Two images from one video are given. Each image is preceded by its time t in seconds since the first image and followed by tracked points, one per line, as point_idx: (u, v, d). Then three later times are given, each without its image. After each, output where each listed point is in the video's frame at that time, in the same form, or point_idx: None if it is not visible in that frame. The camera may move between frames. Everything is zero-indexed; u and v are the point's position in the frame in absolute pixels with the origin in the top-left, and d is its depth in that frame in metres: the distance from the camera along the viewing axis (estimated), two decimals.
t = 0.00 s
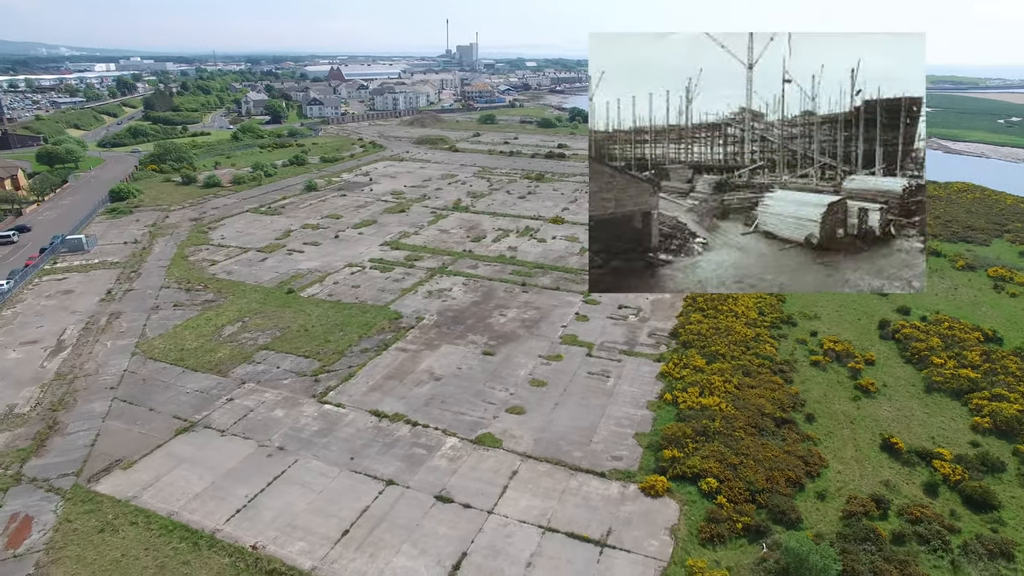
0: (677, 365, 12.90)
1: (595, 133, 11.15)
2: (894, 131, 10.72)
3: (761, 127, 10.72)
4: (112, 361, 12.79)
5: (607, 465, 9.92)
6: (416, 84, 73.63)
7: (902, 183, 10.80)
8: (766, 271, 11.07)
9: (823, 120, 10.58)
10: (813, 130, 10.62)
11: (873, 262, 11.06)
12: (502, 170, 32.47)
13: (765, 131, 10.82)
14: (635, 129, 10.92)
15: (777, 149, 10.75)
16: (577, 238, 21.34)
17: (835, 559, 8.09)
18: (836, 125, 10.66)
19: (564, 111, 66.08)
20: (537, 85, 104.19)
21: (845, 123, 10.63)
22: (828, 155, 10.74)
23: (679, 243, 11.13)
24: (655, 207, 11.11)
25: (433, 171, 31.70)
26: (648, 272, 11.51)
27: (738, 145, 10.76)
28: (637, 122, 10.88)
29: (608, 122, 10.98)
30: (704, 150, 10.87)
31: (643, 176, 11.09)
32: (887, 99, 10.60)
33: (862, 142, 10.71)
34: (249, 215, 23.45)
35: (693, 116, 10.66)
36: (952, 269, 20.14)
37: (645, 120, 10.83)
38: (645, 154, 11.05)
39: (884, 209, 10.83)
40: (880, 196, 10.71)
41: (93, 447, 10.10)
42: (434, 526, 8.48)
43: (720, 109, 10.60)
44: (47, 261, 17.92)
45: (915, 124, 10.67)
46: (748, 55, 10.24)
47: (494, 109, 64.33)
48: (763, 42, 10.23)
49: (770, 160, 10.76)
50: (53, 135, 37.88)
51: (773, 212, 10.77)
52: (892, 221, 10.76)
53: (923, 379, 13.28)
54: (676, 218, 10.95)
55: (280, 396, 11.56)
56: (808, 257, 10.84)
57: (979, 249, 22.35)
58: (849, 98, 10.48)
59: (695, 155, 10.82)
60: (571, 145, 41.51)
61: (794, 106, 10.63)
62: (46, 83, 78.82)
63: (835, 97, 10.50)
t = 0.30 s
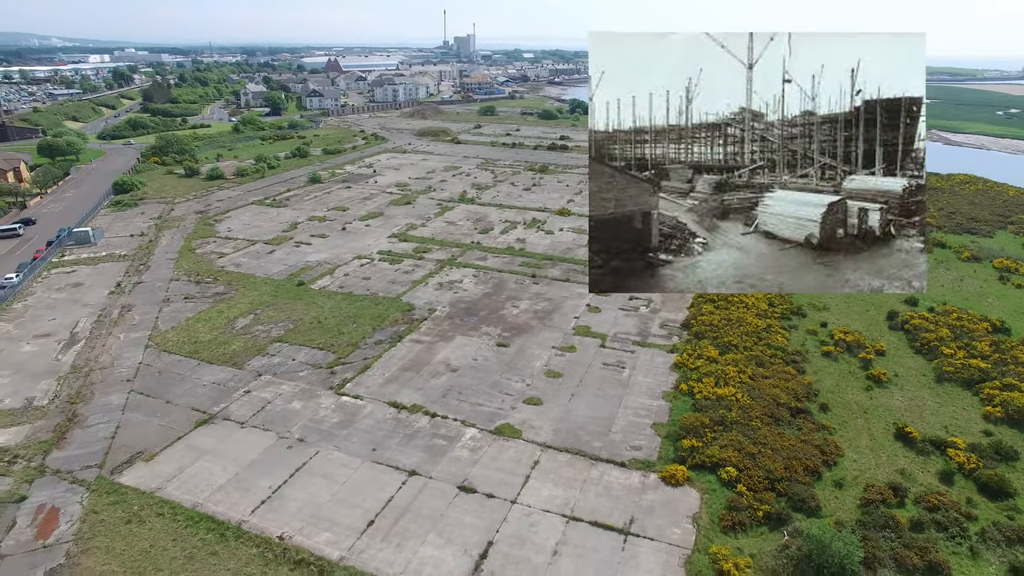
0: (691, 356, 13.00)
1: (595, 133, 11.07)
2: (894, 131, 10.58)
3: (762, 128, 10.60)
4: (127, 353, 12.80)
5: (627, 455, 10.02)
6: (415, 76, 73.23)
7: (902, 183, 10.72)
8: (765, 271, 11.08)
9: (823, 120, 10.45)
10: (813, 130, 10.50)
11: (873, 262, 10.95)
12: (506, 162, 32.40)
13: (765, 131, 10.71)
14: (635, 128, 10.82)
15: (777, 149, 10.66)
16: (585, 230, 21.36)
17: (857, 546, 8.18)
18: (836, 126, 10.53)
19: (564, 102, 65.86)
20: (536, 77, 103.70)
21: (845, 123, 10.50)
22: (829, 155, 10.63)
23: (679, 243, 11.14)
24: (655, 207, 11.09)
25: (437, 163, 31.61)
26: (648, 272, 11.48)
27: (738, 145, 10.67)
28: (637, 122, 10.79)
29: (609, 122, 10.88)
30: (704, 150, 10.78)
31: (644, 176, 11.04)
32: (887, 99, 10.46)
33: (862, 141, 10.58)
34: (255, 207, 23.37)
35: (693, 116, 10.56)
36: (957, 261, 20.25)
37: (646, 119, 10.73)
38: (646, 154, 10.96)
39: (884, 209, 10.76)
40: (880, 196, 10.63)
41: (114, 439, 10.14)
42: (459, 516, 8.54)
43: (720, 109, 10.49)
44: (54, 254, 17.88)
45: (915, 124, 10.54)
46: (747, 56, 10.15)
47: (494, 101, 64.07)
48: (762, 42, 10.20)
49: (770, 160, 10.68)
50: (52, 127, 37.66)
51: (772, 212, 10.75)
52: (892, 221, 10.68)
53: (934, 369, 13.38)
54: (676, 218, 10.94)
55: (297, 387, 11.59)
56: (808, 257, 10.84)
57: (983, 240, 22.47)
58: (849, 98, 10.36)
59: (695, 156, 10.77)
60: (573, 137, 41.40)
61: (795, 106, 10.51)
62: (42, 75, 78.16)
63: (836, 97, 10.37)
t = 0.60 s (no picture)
0: (705, 347, 13.07)
1: (595, 133, 10.56)
2: (894, 130, 10.18)
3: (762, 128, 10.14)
4: (141, 347, 12.79)
5: (646, 446, 10.09)
6: (414, 68, 72.92)
7: (902, 183, 10.34)
8: (765, 271, 10.69)
9: (823, 120, 10.03)
10: (813, 130, 10.08)
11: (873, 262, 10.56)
12: (509, 155, 32.35)
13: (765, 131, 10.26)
14: (635, 128, 10.34)
15: (777, 149, 10.23)
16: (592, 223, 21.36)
17: (879, 535, 8.26)
18: (836, 126, 10.10)
19: (564, 95, 65.75)
20: (534, 70, 103.32)
21: (845, 123, 10.07)
22: (828, 154, 10.21)
23: (679, 243, 10.75)
24: (655, 207, 10.66)
25: (440, 156, 31.53)
26: (648, 272, 11.10)
27: (738, 145, 10.22)
28: (637, 122, 10.33)
29: (609, 122, 10.42)
30: (704, 150, 10.32)
31: (644, 176, 10.57)
32: (887, 99, 10.07)
33: (862, 142, 10.17)
34: (260, 200, 23.30)
35: (693, 116, 10.11)
36: (963, 253, 20.33)
37: (647, 119, 10.28)
38: (646, 154, 10.49)
39: (883, 209, 10.39)
40: (880, 197, 10.25)
41: (133, 432, 10.15)
42: (483, 507, 8.60)
43: (719, 108, 10.04)
44: (62, 248, 17.82)
45: (916, 124, 10.15)
46: (747, 55, 9.70)
47: (493, 94, 63.88)
48: (762, 42, 9.75)
49: (770, 160, 10.25)
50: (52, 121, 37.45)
51: (773, 213, 10.34)
52: (892, 221, 10.32)
53: (945, 361, 13.47)
54: (676, 218, 10.52)
55: (314, 380, 11.61)
56: (808, 257, 10.46)
57: (988, 232, 22.58)
58: (849, 98, 9.96)
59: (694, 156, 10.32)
60: (575, 130, 41.34)
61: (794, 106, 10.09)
62: (36, 68, 77.48)
63: (835, 96, 9.94)
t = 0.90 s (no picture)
0: (719, 338, 13.14)
1: (595, 133, 10.28)
2: (894, 131, 9.83)
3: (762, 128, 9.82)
4: (155, 339, 12.79)
5: (665, 436, 10.16)
6: (414, 60, 72.46)
7: (902, 183, 9.98)
8: (765, 271, 10.27)
9: (823, 120, 9.72)
10: (813, 130, 9.78)
11: (874, 263, 10.14)
12: (513, 148, 32.23)
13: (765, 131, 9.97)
14: (635, 128, 10.04)
15: (777, 149, 9.94)
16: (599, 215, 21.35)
17: (899, 522, 8.35)
18: (836, 126, 9.77)
19: (564, 87, 65.52)
20: (533, 61, 102.70)
21: (845, 123, 9.74)
22: (828, 155, 9.90)
23: (679, 243, 10.34)
24: (655, 207, 10.28)
25: (444, 148, 31.40)
26: (648, 272, 10.63)
27: (739, 145, 9.92)
28: (637, 122, 10.02)
29: (609, 122, 10.10)
30: (704, 150, 10.03)
31: (644, 176, 10.25)
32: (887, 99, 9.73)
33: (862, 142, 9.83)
34: (266, 193, 23.20)
35: (693, 116, 9.81)
36: (969, 245, 20.40)
37: (646, 119, 9.97)
38: (646, 154, 10.18)
39: (883, 209, 10.02)
40: (880, 196, 9.89)
41: (153, 424, 10.17)
42: (507, 497, 8.66)
43: (720, 108, 9.75)
44: (69, 241, 17.76)
45: (916, 124, 9.74)
46: (747, 55, 9.52)
47: (493, 86, 63.59)
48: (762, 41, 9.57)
49: (770, 160, 9.95)
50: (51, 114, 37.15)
51: (773, 212, 10.00)
52: (892, 221, 9.93)
53: (956, 351, 13.56)
54: (676, 218, 10.18)
55: (332, 372, 11.63)
56: (808, 257, 10.07)
57: (993, 224, 22.67)
58: (850, 98, 9.62)
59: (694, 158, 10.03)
60: (577, 122, 41.22)
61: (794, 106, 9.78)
62: (30, 60, 76.62)
63: (835, 96, 9.63)
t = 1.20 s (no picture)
0: (732, 329, 13.21)
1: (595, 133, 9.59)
2: (893, 131, 9.27)
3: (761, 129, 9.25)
4: (169, 332, 12.77)
5: (683, 425, 10.23)
6: (413, 51, 71.99)
7: (902, 183, 9.40)
8: (765, 271, 9.76)
9: (823, 120, 9.20)
10: (813, 130, 9.26)
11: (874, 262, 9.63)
12: (517, 139, 32.16)
13: (764, 131, 9.43)
14: (635, 128, 9.43)
15: (777, 149, 9.40)
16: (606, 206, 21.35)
17: (920, 510, 8.42)
18: (836, 126, 9.25)
19: (564, 78, 65.30)
20: (532, 52, 102.20)
21: (845, 123, 9.21)
22: (828, 155, 9.37)
23: (679, 243, 9.72)
24: (655, 207, 9.66)
25: (447, 140, 31.31)
26: (648, 272, 9.99)
27: (738, 145, 9.38)
28: (637, 123, 9.42)
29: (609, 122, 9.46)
30: (704, 150, 9.47)
31: (644, 176, 9.60)
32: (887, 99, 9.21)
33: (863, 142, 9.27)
34: (271, 185, 23.11)
35: (693, 116, 9.26)
36: (975, 236, 20.47)
37: (646, 119, 9.37)
38: (646, 153, 9.55)
39: (883, 209, 9.47)
40: (880, 196, 9.33)
41: (173, 417, 10.18)
42: (531, 487, 8.72)
43: (720, 108, 9.21)
44: (77, 234, 17.69)
45: (916, 124, 9.18)
46: (747, 55, 9.01)
47: (493, 77, 63.31)
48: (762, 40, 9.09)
49: (770, 160, 9.41)
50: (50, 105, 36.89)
51: (772, 212, 9.46)
52: (892, 222, 9.38)
53: (967, 342, 13.64)
54: (676, 218, 9.57)
55: (349, 364, 11.66)
56: (808, 258, 9.55)
57: (997, 215, 22.77)
58: (849, 98, 9.12)
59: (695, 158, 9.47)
60: (579, 113, 41.11)
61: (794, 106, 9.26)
62: (24, 51, 75.76)
63: (835, 96, 9.12)
